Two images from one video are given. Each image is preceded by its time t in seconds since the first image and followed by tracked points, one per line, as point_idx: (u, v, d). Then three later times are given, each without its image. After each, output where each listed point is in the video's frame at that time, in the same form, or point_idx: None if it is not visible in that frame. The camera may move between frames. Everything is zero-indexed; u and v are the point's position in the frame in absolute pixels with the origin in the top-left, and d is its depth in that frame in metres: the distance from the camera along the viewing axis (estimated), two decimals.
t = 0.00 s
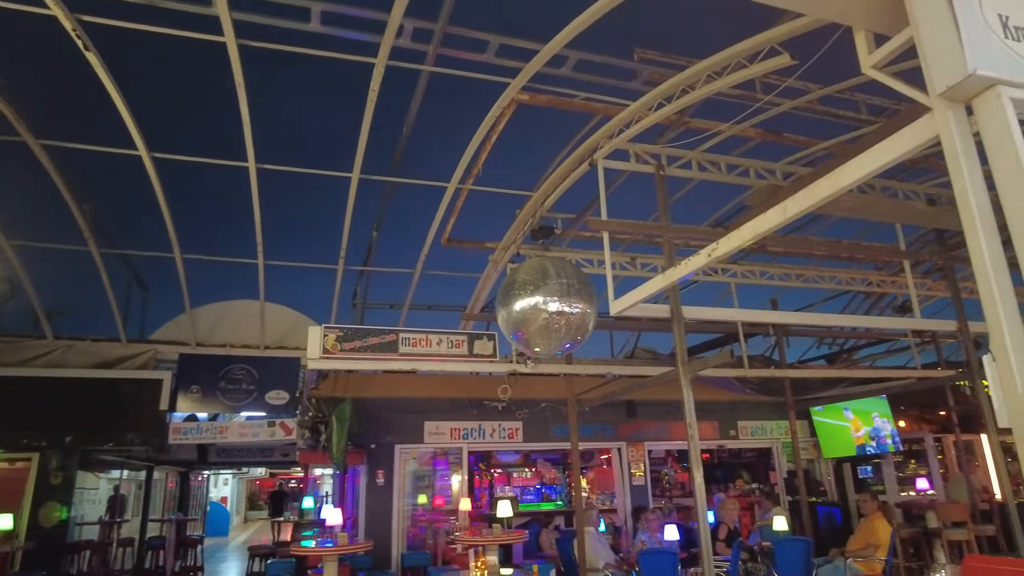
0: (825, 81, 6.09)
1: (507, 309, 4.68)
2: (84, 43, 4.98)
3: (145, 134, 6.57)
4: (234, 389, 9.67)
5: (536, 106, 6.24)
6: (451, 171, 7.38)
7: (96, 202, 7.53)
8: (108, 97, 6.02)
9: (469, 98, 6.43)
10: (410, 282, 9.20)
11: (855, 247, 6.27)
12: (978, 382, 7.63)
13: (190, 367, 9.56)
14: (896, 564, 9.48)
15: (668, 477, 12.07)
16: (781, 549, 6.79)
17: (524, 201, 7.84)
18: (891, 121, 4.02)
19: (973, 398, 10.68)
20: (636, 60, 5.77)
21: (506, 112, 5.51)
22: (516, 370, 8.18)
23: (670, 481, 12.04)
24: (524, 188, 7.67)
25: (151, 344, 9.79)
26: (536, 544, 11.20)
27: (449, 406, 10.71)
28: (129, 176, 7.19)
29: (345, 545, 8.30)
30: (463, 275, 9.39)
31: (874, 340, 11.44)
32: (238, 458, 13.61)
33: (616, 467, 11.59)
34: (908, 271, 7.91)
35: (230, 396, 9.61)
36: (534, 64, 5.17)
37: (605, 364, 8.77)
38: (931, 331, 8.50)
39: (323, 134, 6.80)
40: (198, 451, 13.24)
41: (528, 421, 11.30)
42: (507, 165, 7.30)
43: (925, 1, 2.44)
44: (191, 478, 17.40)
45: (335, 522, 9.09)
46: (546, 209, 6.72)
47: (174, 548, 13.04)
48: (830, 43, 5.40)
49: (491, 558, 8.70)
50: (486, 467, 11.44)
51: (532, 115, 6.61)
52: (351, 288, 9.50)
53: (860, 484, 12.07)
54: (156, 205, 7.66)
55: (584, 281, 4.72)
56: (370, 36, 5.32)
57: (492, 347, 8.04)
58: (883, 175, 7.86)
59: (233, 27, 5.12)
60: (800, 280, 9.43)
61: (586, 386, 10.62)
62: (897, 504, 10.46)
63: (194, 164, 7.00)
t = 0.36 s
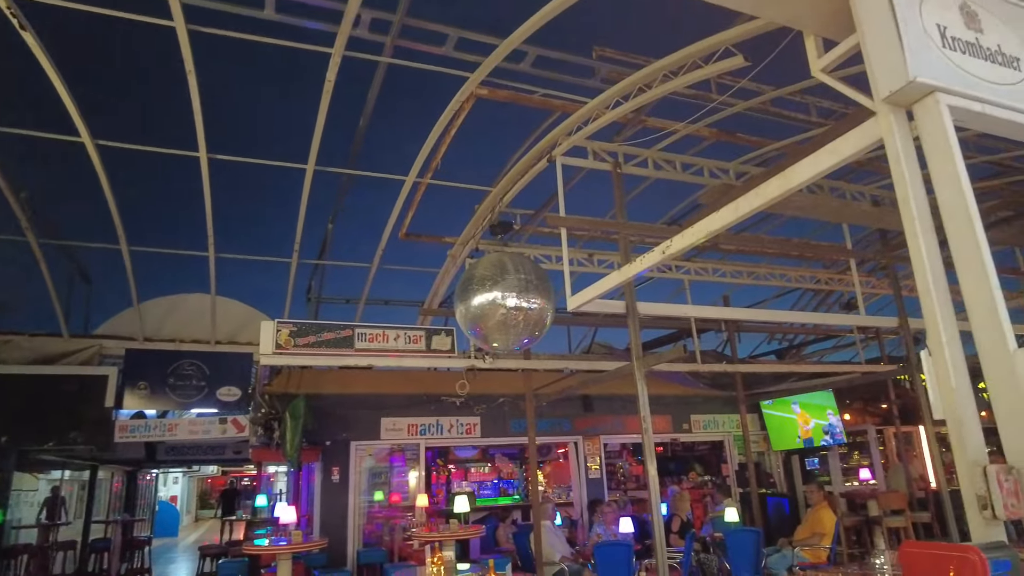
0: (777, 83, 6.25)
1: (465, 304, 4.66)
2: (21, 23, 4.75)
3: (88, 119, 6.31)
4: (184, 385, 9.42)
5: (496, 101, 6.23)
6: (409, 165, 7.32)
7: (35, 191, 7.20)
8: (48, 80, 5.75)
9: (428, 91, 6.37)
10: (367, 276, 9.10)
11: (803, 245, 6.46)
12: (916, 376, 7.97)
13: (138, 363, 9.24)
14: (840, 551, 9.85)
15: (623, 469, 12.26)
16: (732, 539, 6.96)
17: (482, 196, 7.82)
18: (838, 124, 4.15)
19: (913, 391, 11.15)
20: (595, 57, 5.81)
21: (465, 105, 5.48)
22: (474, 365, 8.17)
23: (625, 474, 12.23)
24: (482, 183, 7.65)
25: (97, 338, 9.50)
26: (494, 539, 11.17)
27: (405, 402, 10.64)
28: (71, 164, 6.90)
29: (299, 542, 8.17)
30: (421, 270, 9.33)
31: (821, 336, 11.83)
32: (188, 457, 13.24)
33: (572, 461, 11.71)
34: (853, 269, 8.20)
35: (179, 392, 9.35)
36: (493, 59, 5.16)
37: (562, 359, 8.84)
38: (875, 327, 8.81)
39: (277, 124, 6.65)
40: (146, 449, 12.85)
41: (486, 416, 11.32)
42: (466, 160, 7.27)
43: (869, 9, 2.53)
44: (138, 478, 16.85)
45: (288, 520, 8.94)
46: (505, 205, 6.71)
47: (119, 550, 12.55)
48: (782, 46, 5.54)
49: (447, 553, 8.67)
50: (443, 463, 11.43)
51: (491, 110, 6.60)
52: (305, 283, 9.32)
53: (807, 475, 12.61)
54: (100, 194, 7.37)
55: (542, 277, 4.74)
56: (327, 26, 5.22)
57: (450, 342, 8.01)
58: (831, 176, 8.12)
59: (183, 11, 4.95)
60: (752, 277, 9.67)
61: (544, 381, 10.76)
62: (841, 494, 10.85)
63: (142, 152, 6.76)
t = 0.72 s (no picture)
0: (742, 88, 6.36)
1: (433, 303, 4.64)
2: None
3: (42, 110, 6.11)
4: (144, 385, 9.32)
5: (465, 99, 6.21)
6: (377, 163, 7.25)
7: None
8: None
9: (396, 88, 6.33)
10: (334, 274, 8.99)
11: (766, 247, 6.58)
12: (874, 375, 8.19)
13: (95, 363, 9.08)
14: (800, 546, 10.08)
15: (590, 468, 12.35)
16: (696, 536, 7.07)
17: (451, 195, 7.79)
18: (799, 128, 4.25)
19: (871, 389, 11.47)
20: (564, 58, 5.83)
21: (434, 103, 5.46)
22: (442, 365, 8.13)
23: (592, 472, 12.32)
24: (450, 181, 7.62)
25: (52, 337, 9.11)
26: (460, 538, 11.26)
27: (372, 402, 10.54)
28: (24, 156, 6.67)
29: (263, 544, 8.02)
30: (388, 268, 9.26)
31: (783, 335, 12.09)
32: (147, 458, 12.93)
33: (540, 460, 11.75)
34: (815, 271, 8.39)
35: (139, 392, 9.25)
36: (462, 57, 5.14)
37: (530, 358, 8.87)
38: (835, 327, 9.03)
39: (241, 118, 6.53)
40: (103, 450, 12.50)
41: (454, 416, 11.29)
42: (435, 158, 7.24)
43: (830, 18, 2.60)
44: (94, 480, 16.37)
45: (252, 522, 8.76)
46: (473, 203, 6.69)
47: (74, 555, 12.15)
48: (747, 51, 5.64)
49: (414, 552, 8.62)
50: (410, 463, 11.40)
51: (460, 108, 6.58)
52: (270, 280, 9.17)
53: (770, 471, 12.81)
54: (55, 188, 7.13)
55: (511, 277, 4.75)
56: (292, 20, 5.14)
57: (418, 341, 7.97)
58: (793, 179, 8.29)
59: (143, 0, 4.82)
60: (716, 278, 9.83)
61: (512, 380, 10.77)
62: (802, 490, 11.09)
63: (99, 145, 6.57)
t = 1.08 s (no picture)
0: (717, 91, 6.46)
1: (411, 303, 4.64)
2: None
3: (11, 105, 5.98)
4: (116, 385, 9.15)
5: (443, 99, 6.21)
6: (355, 162, 7.22)
7: None
8: None
9: (374, 87, 6.31)
10: (310, 274, 8.92)
11: (740, 248, 6.69)
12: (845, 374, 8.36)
13: (66, 364, 8.91)
14: (774, 541, 10.27)
15: (567, 466, 12.42)
16: (672, 534, 7.18)
17: (429, 194, 7.78)
18: (772, 132, 4.33)
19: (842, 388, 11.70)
20: (542, 59, 5.86)
21: (413, 102, 5.45)
22: (420, 364, 8.12)
23: (569, 471, 12.39)
24: (428, 181, 7.61)
25: (19, 337, 8.91)
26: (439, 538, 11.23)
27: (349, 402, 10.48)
28: None
29: (239, 546, 7.92)
30: (365, 267, 9.21)
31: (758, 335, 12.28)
32: (118, 460, 12.72)
33: (518, 459, 11.80)
34: (788, 271, 8.54)
35: (111, 392, 9.07)
36: (442, 57, 5.14)
37: (509, 357, 8.90)
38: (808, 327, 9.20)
39: (217, 116, 6.45)
40: (73, 452, 12.26)
41: (432, 416, 11.28)
42: (413, 158, 7.23)
43: (802, 26, 2.66)
44: (63, 483, 16.03)
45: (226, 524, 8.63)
46: (452, 203, 6.69)
47: (43, 559, 11.88)
48: (722, 55, 5.73)
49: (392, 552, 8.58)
50: (388, 463, 11.32)
51: (439, 108, 6.58)
52: (245, 279, 9.06)
53: (744, 469, 13.00)
54: (24, 184, 6.98)
55: (490, 276, 4.77)
56: (270, 18, 5.10)
57: (395, 341, 7.94)
58: (767, 181, 8.43)
59: None
60: (691, 278, 9.97)
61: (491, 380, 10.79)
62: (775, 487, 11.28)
63: (70, 141, 6.45)
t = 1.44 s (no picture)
0: (705, 92, 6.50)
1: (401, 303, 4.63)
2: None
3: None
4: (102, 386, 9.06)
5: (433, 99, 6.21)
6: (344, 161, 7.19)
7: None
8: None
9: (363, 86, 6.29)
10: (299, 273, 8.88)
11: (728, 248, 6.74)
12: (831, 373, 8.44)
13: (49, 364, 8.81)
14: (761, 539, 10.36)
15: (557, 466, 12.44)
16: (660, 533, 7.23)
17: (419, 194, 7.77)
18: (760, 133, 4.36)
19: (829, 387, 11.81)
20: (532, 60, 5.87)
21: (402, 101, 5.45)
22: (410, 364, 8.10)
23: (559, 470, 12.40)
24: (418, 180, 7.60)
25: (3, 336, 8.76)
26: (428, 537, 11.21)
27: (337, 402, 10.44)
28: None
29: (227, 547, 7.87)
30: (355, 267, 9.19)
31: (745, 334, 12.37)
32: (105, 461, 12.63)
33: (508, 459, 11.82)
34: (775, 271, 8.61)
35: (98, 393, 8.97)
36: (432, 57, 5.14)
37: (498, 357, 8.92)
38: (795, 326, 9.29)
39: (205, 115, 6.42)
40: (59, 453, 12.14)
41: (421, 416, 11.27)
42: (402, 158, 7.23)
43: (789, 29, 2.69)
44: (48, 485, 15.87)
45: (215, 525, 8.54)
46: (442, 203, 6.68)
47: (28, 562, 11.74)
48: (711, 57, 5.77)
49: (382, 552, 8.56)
50: (377, 463, 11.29)
51: (428, 108, 6.58)
52: (233, 279, 9.01)
53: (732, 468, 13.09)
54: (8, 183, 6.92)
55: (479, 276, 4.77)
56: (259, 16, 5.08)
57: (385, 341, 7.92)
58: (755, 182, 8.50)
59: None
60: (680, 278, 10.03)
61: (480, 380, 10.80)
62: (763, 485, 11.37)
63: (57, 139, 6.40)
